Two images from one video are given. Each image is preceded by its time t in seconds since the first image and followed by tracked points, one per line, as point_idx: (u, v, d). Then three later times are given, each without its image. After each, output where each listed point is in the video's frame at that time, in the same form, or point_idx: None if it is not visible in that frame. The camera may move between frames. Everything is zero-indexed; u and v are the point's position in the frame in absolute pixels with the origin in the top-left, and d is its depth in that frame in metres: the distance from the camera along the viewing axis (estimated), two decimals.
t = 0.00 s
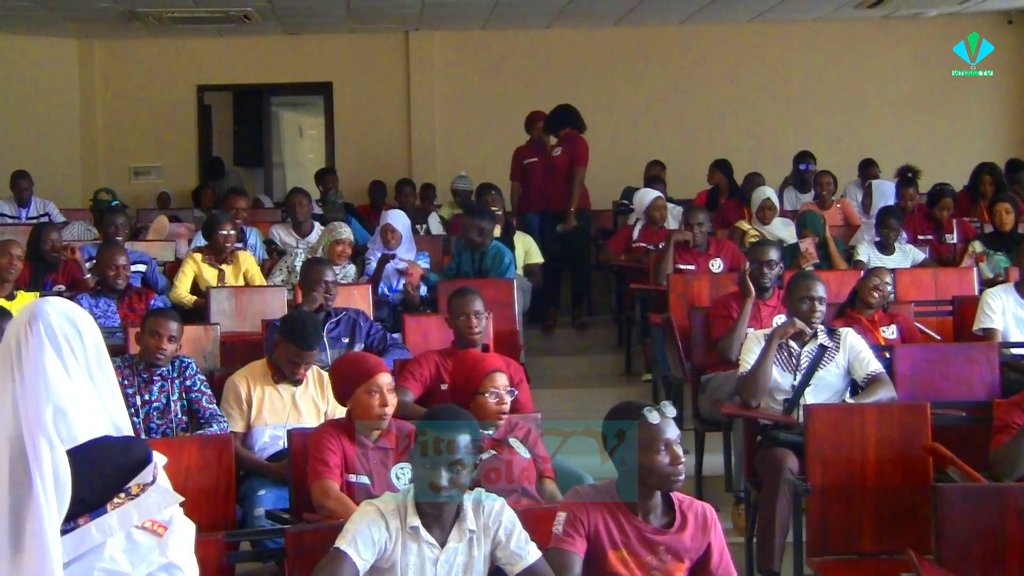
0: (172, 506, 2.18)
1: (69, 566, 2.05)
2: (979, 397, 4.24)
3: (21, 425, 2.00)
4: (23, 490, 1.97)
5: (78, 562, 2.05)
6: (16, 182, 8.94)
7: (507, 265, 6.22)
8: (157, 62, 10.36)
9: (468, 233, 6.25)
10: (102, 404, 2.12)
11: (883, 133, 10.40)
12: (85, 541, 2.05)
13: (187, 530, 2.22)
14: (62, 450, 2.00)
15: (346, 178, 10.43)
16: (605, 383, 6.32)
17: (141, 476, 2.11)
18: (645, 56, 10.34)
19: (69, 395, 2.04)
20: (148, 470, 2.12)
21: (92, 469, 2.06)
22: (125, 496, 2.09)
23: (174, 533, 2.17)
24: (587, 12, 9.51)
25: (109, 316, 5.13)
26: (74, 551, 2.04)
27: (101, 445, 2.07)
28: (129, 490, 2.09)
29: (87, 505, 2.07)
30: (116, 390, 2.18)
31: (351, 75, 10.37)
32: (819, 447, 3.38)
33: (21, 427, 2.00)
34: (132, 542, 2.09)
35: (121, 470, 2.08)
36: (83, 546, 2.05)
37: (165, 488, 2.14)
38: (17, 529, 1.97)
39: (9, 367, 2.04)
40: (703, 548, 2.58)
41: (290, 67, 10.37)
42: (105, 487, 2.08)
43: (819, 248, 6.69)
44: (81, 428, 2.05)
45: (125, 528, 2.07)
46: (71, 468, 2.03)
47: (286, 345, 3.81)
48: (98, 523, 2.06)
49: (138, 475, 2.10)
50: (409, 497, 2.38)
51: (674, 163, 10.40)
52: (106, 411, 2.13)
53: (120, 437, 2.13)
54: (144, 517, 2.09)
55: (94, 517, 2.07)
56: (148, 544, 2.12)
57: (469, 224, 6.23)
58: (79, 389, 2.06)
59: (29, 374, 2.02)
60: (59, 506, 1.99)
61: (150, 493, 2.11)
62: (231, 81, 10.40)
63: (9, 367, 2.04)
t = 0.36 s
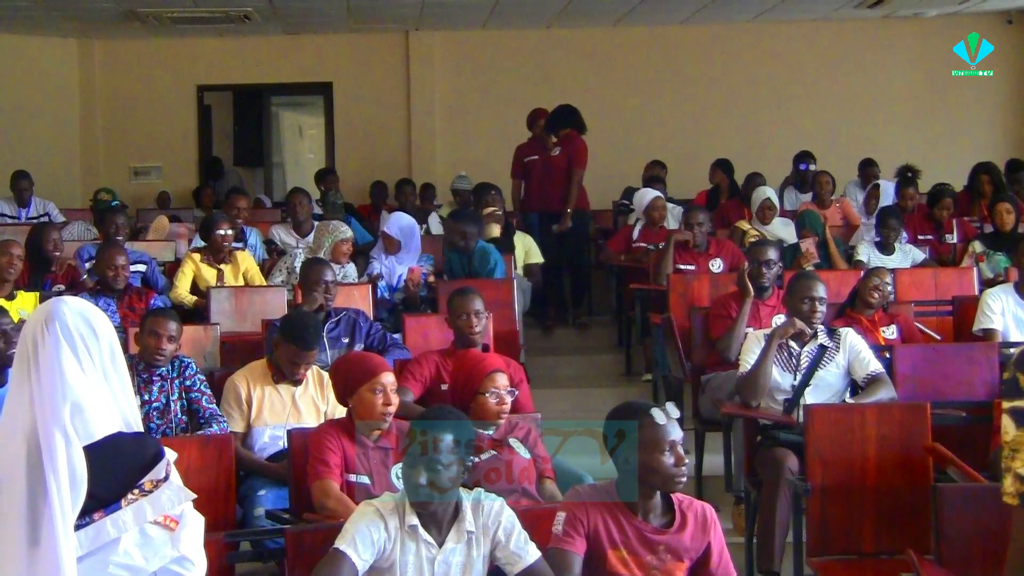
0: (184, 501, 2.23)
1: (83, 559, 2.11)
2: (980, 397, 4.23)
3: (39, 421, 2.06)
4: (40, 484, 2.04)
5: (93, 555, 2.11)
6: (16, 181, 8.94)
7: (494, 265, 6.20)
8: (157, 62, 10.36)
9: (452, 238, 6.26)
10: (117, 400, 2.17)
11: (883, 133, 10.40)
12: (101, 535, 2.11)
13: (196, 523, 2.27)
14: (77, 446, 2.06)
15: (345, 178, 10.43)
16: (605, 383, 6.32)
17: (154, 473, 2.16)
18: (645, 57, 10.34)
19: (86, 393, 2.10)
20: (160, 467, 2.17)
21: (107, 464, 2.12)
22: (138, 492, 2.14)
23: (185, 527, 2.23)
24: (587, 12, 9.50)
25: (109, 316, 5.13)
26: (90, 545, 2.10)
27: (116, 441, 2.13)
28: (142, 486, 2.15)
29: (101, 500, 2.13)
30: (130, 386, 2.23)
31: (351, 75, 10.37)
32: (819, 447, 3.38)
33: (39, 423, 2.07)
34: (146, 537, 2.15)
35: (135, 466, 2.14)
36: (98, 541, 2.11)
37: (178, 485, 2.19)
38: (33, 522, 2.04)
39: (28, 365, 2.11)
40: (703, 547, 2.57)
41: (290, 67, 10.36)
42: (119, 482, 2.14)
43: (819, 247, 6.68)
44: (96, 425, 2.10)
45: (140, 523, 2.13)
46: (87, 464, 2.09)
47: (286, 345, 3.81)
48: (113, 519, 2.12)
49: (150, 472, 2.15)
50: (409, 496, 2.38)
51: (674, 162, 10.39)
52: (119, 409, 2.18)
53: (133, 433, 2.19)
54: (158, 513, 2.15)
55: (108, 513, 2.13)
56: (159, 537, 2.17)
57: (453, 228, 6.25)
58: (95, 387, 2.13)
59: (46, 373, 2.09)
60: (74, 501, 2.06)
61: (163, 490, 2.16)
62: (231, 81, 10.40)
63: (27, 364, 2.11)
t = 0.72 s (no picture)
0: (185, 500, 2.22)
1: (83, 557, 2.11)
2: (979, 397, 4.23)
3: (42, 419, 2.07)
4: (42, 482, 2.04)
5: (94, 553, 2.11)
6: (16, 182, 8.94)
7: (489, 265, 6.22)
8: (157, 62, 10.36)
9: (444, 242, 6.26)
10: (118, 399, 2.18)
11: (883, 133, 10.40)
12: (101, 532, 2.11)
13: (198, 522, 2.26)
14: (79, 444, 2.06)
15: (345, 178, 10.43)
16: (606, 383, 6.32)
17: (155, 471, 2.15)
18: (645, 57, 10.34)
19: (88, 391, 2.11)
20: (162, 466, 2.17)
21: (109, 464, 2.12)
22: (140, 490, 2.14)
23: (185, 525, 2.22)
24: (587, 13, 9.51)
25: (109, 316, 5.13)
26: (90, 542, 2.10)
27: (119, 439, 2.13)
28: (143, 484, 2.14)
29: (102, 497, 2.13)
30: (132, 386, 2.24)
31: (351, 75, 10.37)
32: (818, 447, 3.38)
33: (41, 421, 2.07)
34: (146, 535, 2.15)
35: (137, 465, 2.14)
36: (99, 537, 2.11)
37: (180, 484, 2.18)
38: (35, 521, 2.04)
39: (32, 364, 2.11)
40: (704, 547, 2.57)
41: (290, 67, 10.36)
42: (120, 480, 2.13)
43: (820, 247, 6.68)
44: (99, 424, 2.11)
45: (140, 521, 2.13)
46: (89, 463, 2.10)
47: (287, 344, 3.82)
48: (114, 516, 2.12)
49: (152, 470, 2.15)
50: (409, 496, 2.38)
51: (675, 162, 10.40)
52: (121, 407, 2.19)
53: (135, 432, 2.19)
54: (160, 511, 2.14)
55: (110, 510, 2.13)
56: (159, 536, 2.17)
57: (443, 232, 6.24)
58: (97, 386, 2.13)
59: (49, 372, 2.09)
60: (75, 500, 2.05)
61: (165, 489, 2.15)
62: (231, 81, 10.40)
63: (30, 363, 2.12)
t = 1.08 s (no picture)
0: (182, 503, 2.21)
1: (76, 557, 2.10)
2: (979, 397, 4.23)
3: (39, 418, 2.07)
4: (37, 482, 2.04)
5: (88, 553, 2.10)
6: (16, 182, 8.94)
7: (491, 266, 6.23)
8: (157, 62, 10.36)
9: (445, 243, 6.28)
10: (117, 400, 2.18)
11: (884, 133, 10.40)
12: (95, 533, 2.10)
13: (195, 526, 2.25)
14: (75, 444, 2.06)
15: (345, 178, 10.43)
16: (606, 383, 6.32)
17: (152, 474, 2.14)
18: (645, 56, 10.33)
19: (86, 391, 2.11)
20: (160, 469, 2.15)
21: (105, 466, 2.12)
22: (136, 492, 2.12)
23: (181, 529, 2.20)
24: (587, 13, 9.50)
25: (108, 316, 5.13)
26: (84, 543, 2.09)
27: (117, 439, 2.14)
28: (140, 486, 2.13)
29: (99, 498, 2.12)
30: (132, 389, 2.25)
31: (351, 75, 10.37)
32: (818, 448, 3.38)
33: (38, 421, 2.07)
34: (140, 537, 2.13)
35: (133, 467, 2.12)
36: (92, 539, 2.09)
37: (176, 487, 2.16)
38: (29, 521, 2.03)
39: (30, 364, 2.12)
40: (704, 547, 2.57)
41: (290, 67, 10.36)
42: (117, 482, 2.13)
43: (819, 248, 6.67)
44: (95, 423, 2.11)
45: (134, 523, 2.11)
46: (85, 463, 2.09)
47: (287, 339, 3.85)
48: (109, 517, 2.11)
49: (149, 473, 2.13)
50: (409, 496, 2.38)
51: (675, 162, 10.39)
52: (120, 409, 2.19)
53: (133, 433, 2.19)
54: (154, 513, 2.13)
55: (105, 511, 2.12)
56: (154, 539, 2.15)
57: (446, 233, 6.25)
58: (95, 386, 2.14)
59: (47, 371, 2.10)
60: (70, 499, 2.05)
61: (160, 492, 2.13)
62: (230, 81, 10.40)
63: (29, 363, 2.12)
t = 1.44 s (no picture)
0: (186, 499, 2.20)
1: (82, 554, 2.09)
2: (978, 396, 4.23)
3: (43, 415, 2.07)
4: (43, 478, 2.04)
5: (94, 549, 2.09)
6: (16, 182, 8.95)
7: (492, 266, 6.22)
8: (157, 62, 10.36)
9: (447, 243, 6.28)
10: (121, 397, 2.19)
11: (883, 133, 10.41)
12: (102, 528, 2.09)
13: (199, 524, 2.24)
14: (81, 440, 2.06)
15: (345, 178, 10.43)
16: (605, 383, 6.32)
17: (158, 470, 2.15)
18: (645, 56, 10.33)
19: (90, 387, 2.11)
20: (165, 465, 2.16)
21: (110, 463, 2.13)
22: (142, 488, 2.13)
23: (186, 524, 2.20)
24: (587, 12, 9.51)
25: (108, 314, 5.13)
26: (91, 538, 2.09)
27: (122, 436, 2.15)
28: (145, 483, 2.13)
29: (104, 495, 2.12)
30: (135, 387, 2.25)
31: (351, 75, 10.37)
32: (819, 447, 3.37)
33: (43, 417, 2.08)
34: (147, 532, 2.12)
35: (139, 464, 2.13)
36: (100, 534, 2.09)
37: (181, 482, 2.16)
38: (35, 516, 2.04)
39: (35, 362, 2.13)
40: (704, 547, 2.57)
41: (290, 67, 10.36)
42: (122, 479, 2.13)
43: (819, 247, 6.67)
44: (100, 420, 2.12)
45: (142, 518, 2.11)
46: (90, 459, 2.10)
47: (286, 338, 3.85)
48: (115, 513, 2.10)
49: (154, 469, 2.14)
50: (408, 496, 2.38)
51: (675, 162, 10.40)
52: (124, 406, 2.20)
53: (137, 433, 2.20)
54: (160, 508, 2.12)
55: (111, 507, 2.11)
56: (159, 535, 2.14)
57: (448, 233, 6.25)
58: (100, 383, 2.14)
59: (51, 369, 2.10)
60: (76, 495, 2.05)
61: (166, 488, 2.14)
62: (230, 82, 10.41)
63: (34, 362, 2.13)
